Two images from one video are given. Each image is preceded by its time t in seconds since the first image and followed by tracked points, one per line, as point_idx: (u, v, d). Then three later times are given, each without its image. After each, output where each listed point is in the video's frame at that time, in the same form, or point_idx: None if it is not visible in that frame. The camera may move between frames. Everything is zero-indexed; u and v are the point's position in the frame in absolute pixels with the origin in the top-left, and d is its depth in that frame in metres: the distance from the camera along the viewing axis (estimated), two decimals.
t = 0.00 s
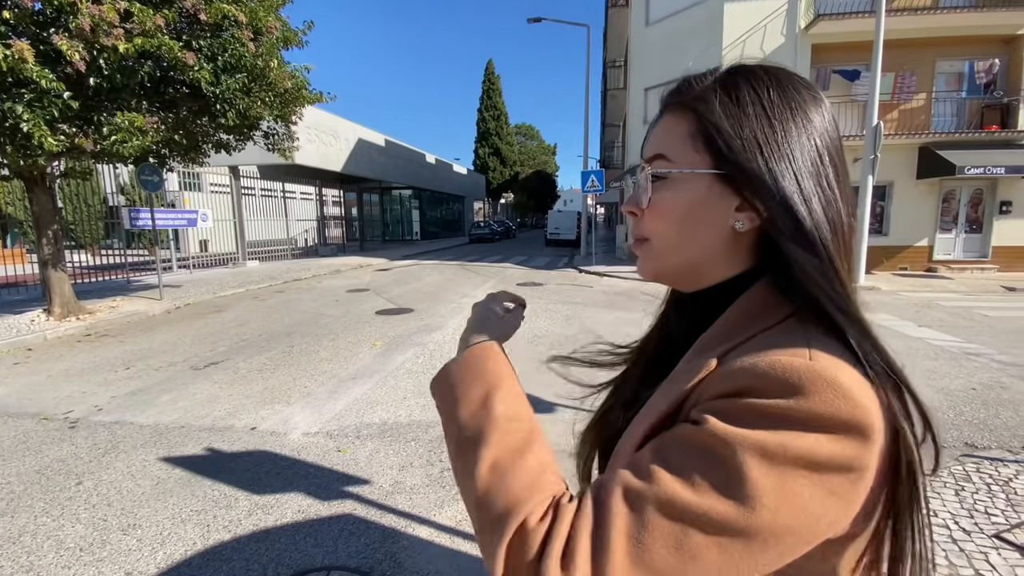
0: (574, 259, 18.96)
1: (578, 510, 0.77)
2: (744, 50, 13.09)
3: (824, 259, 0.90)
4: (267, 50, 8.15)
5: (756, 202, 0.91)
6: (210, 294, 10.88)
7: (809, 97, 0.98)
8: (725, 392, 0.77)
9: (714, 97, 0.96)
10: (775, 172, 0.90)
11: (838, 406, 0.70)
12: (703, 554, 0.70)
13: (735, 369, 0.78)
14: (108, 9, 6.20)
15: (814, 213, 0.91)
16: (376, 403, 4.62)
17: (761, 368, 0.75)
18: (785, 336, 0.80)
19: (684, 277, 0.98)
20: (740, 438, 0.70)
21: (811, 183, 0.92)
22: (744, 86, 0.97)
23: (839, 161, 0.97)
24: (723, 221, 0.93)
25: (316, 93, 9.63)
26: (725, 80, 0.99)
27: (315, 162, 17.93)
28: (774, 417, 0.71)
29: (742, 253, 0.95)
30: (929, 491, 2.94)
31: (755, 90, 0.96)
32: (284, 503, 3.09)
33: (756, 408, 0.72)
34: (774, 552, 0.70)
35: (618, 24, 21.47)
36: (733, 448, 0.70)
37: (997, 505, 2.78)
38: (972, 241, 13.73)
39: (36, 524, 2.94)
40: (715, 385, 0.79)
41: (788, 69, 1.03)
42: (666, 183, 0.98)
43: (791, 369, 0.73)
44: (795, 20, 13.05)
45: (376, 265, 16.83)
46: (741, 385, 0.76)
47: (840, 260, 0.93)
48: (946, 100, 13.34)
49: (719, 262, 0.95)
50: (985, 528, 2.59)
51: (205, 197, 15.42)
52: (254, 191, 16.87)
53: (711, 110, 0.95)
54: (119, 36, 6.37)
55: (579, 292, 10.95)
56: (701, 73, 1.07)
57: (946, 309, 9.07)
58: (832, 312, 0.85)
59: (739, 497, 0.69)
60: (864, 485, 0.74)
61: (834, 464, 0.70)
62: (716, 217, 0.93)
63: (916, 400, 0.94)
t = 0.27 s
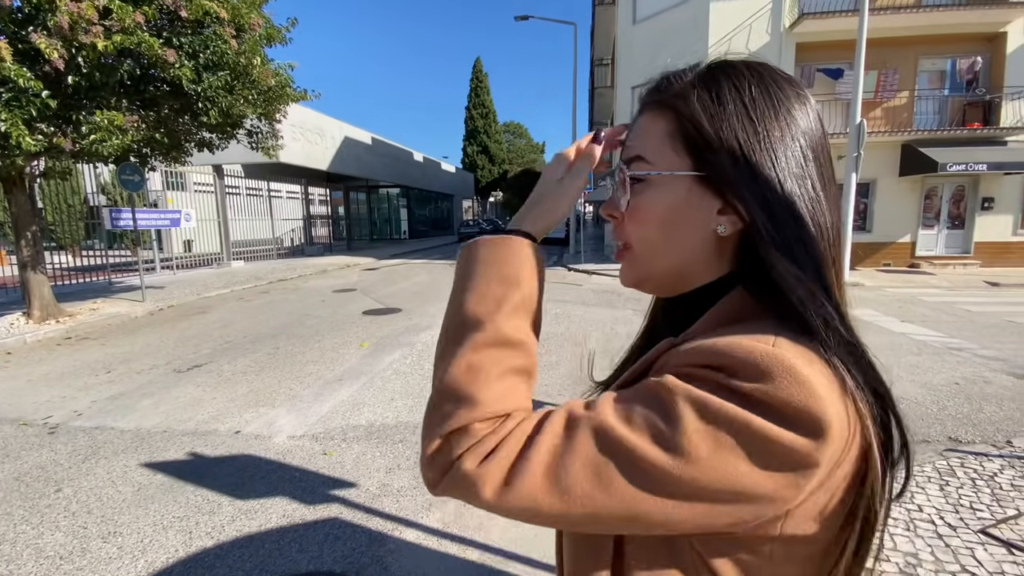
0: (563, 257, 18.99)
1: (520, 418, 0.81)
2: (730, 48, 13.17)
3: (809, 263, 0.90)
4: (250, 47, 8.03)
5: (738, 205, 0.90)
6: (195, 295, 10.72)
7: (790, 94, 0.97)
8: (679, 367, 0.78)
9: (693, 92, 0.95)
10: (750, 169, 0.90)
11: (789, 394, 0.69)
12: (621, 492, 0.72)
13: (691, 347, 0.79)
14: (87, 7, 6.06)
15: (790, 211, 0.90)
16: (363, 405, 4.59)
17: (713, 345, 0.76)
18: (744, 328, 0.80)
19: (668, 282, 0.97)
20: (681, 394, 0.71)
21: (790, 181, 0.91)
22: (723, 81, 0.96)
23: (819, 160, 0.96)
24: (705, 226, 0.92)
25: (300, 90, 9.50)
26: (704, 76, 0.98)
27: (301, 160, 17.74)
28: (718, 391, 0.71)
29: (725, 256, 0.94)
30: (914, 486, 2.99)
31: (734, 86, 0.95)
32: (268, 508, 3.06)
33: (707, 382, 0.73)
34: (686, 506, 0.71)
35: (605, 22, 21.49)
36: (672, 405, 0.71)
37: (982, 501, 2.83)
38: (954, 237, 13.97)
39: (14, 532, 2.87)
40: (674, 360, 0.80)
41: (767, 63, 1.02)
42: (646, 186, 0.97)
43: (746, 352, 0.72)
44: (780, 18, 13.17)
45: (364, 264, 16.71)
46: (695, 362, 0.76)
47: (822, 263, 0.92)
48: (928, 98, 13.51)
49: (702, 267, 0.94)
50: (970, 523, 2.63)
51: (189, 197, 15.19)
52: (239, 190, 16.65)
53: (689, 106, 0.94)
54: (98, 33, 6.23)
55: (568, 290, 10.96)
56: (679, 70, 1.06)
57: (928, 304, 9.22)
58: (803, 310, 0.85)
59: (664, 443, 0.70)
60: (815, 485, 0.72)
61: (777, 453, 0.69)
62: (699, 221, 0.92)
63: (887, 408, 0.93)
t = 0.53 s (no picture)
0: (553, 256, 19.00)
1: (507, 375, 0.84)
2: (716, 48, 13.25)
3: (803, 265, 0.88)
4: (234, 45, 7.92)
5: (741, 206, 0.88)
6: (179, 297, 10.55)
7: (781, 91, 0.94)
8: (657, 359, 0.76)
9: (690, 87, 0.93)
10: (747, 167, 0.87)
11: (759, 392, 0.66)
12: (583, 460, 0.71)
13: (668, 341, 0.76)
14: (67, 5, 5.95)
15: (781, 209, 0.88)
16: (351, 407, 4.54)
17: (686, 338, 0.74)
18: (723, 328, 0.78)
19: (663, 287, 0.94)
20: (652, 377, 0.70)
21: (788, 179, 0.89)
22: (717, 76, 0.94)
23: (814, 159, 0.94)
24: (704, 228, 0.89)
25: (285, 89, 9.41)
26: (694, 70, 0.96)
27: (287, 160, 17.55)
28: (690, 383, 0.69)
29: (724, 259, 0.91)
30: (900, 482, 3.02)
31: (726, 82, 0.93)
32: (253, 513, 3.00)
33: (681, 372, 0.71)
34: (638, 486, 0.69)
35: (592, 21, 21.52)
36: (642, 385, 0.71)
37: (968, 496, 2.87)
38: (936, 234, 14.21)
39: None
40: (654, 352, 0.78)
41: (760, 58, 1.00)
42: (641, 186, 0.93)
43: (721, 350, 0.69)
44: (766, 18, 13.29)
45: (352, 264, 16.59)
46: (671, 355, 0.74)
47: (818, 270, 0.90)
48: (910, 97, 13.72)
49: (699, 270, 0.91)
50: (956, 519, 2.66)
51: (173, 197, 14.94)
52: (225, 190, 16.44)
53: (685, 100, 0.91)
54: (79, 31, 6.11)
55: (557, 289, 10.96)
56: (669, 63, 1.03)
57: (912, 301, 9.36)
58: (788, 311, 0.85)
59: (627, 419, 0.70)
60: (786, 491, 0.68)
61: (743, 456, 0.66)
62: (698, 224, 0.89)
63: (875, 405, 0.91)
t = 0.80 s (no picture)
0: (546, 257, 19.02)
1: (498, 376, 0.86)
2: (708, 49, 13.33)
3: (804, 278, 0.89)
4: (224, 46, 7.86)
5: (741, 210, 0.88)
6: (170, 299, 10.45)
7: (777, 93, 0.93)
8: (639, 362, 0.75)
9: (697, 82, 0.91)
10: (754, 170, 0.87)
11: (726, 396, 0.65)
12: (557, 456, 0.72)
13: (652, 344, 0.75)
14: (55, 5, 5.88)
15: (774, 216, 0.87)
16: (344, 410, 4.51)
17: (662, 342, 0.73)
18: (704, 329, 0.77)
19: (659, 286, 0.93)
20: (631, 380, 0.70)
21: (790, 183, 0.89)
22: (719, 74, 0.92)
23: (809, 164, 0.93)
24: (704, 229, 0.88)
25: (276, 90, 9.36)
26: (695, 68, 0.93)
27: (279, 161, 17.45)
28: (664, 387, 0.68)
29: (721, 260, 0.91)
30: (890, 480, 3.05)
31: (729, 82, 0.92)
32: (244, 518, 2.97)
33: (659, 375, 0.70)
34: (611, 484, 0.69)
35: (584, 22, 21.57)
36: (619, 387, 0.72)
37: (958, 493, 2.90)
38: (925, 234, 14.37)
39: None
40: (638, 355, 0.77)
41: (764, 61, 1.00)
42: (642, 181, 0.91)
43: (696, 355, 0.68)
44: (756, 20, 13.39)
45: (344, 266, 16.52)
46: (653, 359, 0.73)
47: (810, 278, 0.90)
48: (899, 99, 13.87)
49: (695, 270, 0.91)
50: (948, 516, 2.68)
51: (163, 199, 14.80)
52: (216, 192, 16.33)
53: (695, 96, 0.89)
54: (66, 32, 6.05)
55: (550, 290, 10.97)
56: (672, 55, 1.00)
57: (901, 300, 9.45)
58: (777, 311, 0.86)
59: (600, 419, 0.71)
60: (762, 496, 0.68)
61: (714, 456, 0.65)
62: (697, 225, 0.88)
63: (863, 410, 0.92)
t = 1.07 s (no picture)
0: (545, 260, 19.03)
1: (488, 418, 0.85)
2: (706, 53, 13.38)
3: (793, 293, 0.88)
4: (224, 49, 7.88)
5: (721, 219, 0.87)
6: (169, 302, 10.45)
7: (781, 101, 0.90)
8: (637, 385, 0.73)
9: (695, 87, 0.91)
10: (741, 182, 0.85)
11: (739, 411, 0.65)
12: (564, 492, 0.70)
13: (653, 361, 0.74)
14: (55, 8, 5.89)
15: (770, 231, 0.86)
16: (343, 413, 4.51)
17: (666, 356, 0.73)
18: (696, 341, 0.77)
19: (636, 283, 0.94)
20: (628, 403, 0.69)
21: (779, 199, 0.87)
22: (723, 85, 0.92)
23: (814, 175, 0.91)
24: (682, 236, 0.89)
25: (276, 93, 9.38)
26: (705, 74, 0.93)
27: (279, 164, 17.47)
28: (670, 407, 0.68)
29: (700, 268, 0.91)
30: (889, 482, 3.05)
31: (735, 92, 0.90)
32: (244, 522, 2.97)
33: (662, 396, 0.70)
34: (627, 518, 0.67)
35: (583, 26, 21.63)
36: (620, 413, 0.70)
37: (956, 496, 2.89)
38: (924, 237, 14.40)
39: None
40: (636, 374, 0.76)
41: (773, 66, 0.98)
42: (629, 182, 0.93)
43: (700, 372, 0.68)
44: (754, 24, 13.46)
45: (344, 269, 16.52)
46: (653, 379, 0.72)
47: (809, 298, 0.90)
48: (897, 102, 13.92)
49: (673, 274, 0.92)
50: (945, 519, 2.68)
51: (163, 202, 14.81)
52: (216, 195, 16.36)
53: (688, 100, 0.90)
54: (66, 35, 6.06)
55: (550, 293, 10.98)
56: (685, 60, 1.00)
57: (900, 302, 9.46)
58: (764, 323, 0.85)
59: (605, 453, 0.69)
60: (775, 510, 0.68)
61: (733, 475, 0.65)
62: (678, 230, 0.89)
63: (852, 429, 0.90)
